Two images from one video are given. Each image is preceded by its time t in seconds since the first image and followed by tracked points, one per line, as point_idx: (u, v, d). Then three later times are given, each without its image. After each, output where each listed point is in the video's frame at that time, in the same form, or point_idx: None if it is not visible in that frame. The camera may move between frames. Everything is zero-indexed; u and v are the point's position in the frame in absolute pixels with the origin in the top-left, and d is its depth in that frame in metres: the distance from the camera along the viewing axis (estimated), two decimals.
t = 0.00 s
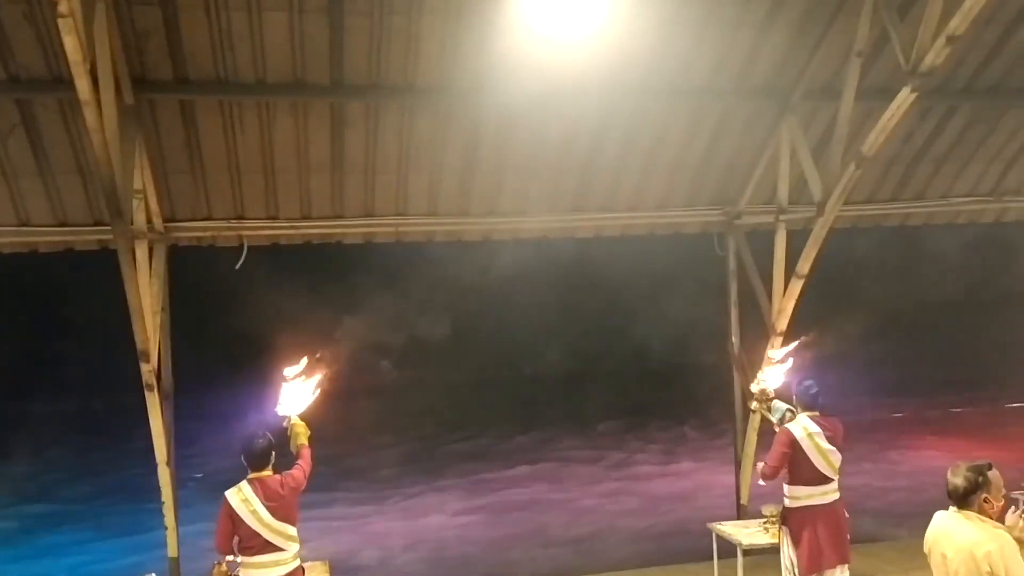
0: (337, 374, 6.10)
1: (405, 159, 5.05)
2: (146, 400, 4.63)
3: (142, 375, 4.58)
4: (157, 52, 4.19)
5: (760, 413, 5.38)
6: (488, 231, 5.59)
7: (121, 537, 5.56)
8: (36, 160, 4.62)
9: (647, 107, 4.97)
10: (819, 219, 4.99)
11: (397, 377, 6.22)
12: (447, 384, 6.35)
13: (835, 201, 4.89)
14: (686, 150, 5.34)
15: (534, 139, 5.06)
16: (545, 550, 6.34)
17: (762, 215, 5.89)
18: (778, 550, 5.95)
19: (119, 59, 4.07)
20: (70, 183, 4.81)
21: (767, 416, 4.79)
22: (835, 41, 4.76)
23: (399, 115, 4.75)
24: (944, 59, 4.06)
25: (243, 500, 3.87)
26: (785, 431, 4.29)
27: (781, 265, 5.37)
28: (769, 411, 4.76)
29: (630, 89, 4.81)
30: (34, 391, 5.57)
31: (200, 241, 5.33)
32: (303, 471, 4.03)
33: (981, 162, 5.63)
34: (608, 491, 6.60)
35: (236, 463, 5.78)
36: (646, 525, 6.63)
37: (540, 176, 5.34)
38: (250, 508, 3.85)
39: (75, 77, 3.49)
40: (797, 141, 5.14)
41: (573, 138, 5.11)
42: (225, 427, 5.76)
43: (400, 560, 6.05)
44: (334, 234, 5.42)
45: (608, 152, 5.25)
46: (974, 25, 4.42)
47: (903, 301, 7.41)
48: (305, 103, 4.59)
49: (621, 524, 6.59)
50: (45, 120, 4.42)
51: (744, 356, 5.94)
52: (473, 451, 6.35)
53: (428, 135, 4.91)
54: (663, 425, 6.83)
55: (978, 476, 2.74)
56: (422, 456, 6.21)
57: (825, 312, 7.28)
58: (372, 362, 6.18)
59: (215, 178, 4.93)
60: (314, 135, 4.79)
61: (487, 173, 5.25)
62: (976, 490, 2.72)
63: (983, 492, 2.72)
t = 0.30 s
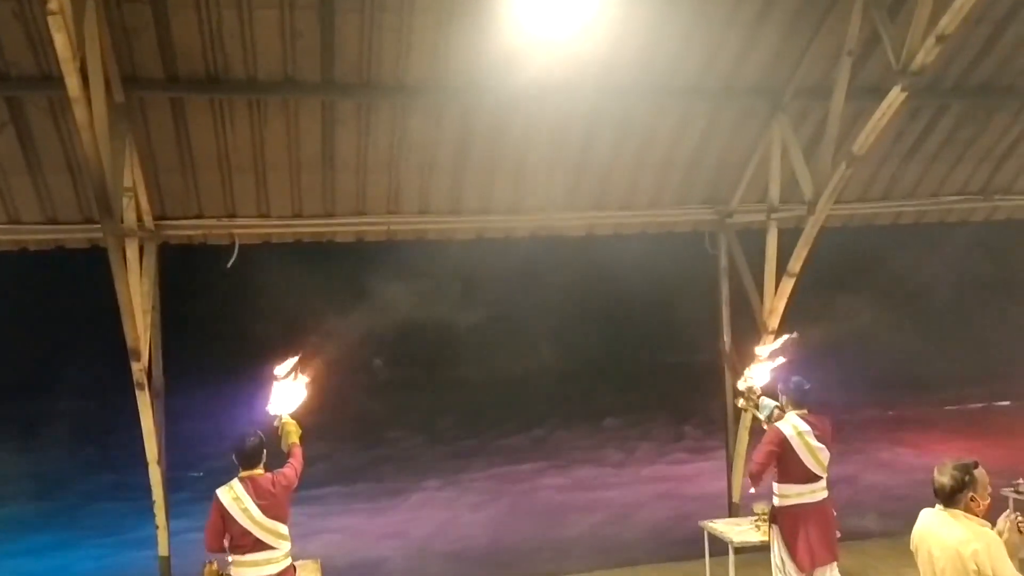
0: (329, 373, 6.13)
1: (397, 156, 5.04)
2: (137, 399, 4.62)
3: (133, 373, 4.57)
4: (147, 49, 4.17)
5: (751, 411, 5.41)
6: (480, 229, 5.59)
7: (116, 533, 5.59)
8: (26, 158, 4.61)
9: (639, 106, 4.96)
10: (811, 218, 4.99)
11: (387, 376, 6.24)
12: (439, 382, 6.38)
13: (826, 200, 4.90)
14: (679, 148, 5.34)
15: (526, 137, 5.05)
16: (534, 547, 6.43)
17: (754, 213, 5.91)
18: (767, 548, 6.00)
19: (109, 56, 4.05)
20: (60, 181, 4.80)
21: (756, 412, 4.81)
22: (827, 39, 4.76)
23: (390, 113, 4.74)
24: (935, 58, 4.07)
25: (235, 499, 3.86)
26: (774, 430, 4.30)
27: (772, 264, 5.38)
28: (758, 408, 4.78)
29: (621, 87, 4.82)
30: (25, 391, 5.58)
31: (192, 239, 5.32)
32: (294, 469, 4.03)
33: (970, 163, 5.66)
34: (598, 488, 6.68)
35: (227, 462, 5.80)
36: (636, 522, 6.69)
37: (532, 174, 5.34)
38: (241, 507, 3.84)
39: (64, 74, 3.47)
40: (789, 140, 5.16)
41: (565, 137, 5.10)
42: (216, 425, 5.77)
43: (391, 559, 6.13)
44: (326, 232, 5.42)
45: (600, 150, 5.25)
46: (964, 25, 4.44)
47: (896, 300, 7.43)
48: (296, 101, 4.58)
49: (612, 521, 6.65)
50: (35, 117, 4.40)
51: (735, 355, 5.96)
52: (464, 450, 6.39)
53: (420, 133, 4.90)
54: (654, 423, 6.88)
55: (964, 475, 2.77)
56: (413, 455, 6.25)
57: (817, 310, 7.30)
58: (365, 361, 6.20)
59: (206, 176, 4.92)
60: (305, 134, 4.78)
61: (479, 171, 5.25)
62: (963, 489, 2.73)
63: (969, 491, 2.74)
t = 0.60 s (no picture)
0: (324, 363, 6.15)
1: (392, 145, 5.02)
2: (131, 388, 4.61)
3: (128, 362, 4.56)
4: (141, 36, 4.15)
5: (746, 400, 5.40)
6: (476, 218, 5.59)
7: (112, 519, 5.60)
8: (19, 145, 4.58)
9: (634, 94, 4.96)
10: (805, 207, 5.00)
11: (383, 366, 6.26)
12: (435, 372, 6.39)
13: (821, 189, 4.91)
14: (675, 136, 5.34)
15: (521, 125, 5.04)
16: (531, 536, 6.45)
17: (749, 202, 5.91)
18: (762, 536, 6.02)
19: (102, 44, 4.02)
20: (54, 169, 4.78)
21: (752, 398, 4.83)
22: (823, 27, 4.75)
23: (385, 101, 4.73)
24: (928, 47, 4.07)
25: (230, 488, 3.84)
26: (765, 419, 4.31)
27: (767, 253, 5.39)
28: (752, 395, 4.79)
29: (616, 76, 4.80)
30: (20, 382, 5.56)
31: (186, 228, 5.30)
32: (289, 458, 4.01)
33: (964, 152, 5.66)
34: (594, 477, 6.70)
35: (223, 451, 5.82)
36: (632, 512, 6.72)
37: (528, 163, 5.33)
38: (237, 495, 3.82)
39: (56, 61, 3.45)
40: (784, 129, 5.16)
41: (560, 125, 5.10)
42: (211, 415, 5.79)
43: (388, 548, 6.14)
44: (320, 222, 5.41)
45: (595, 139, 5.24)
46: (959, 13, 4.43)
47: (890, 290, 7.46)
48: (290, 89, 4.56)
49: (608, 510, 6.67)
50: (28, 105, 4.37)
51: (730, 344, 5.97)
52: (460, 440, 6.40)
53: (415, 121, 4.88)
54: (650, 412, 6.89)
55: (967, 465, 2.77)
56: (409, 445, 6.26)
57: (813, 300, 7.31)
58: (361, 352, 6.22)
59: (200, 164, 4.90)
60: (300, 122, 4.76)
61: (474, 160, 5.24)
62: (966, 479, 2.74)
63: (972, 481, 2.75)
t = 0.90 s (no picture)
0: (326, 353, 6.23)
1: (392, 135, 5.01)
2: (132, 379, 4.60)
3: (129, 354, 4.56)
4: (141, 26, 4.13)
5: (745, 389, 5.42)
6: (476, 209, 5.59)
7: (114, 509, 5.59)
8: (19, 136, 4.57)
9: (636, 84, 4.94)
10: (806, 198, 4.98)
11: (384, 356, 6.34)
12: (435, 362, 6.47)
13: (822, 179, 4.89)
14: (675, 127, 5.32)
15: (523, 115, 5.03)
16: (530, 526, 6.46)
17: (750, 193, 5.90)
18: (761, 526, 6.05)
19: (103, 34, 4.00)
20: (54, 160, 4.77)
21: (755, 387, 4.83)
22: (824, 18, 4.74)
23: (386, 92, 4.72)
24: (931, 37, 4.05)
25: (231, 478, 3.84)
26: (763, 410, 4.33)
27: (767, 244, 5.38)
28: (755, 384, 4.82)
29: (617, 66, 4.79)
30: (23, 373, 5.62)
31: (186, 219, 5.30)
32: (290, 449, 4.01)
33: (965, 141, 5.65)
34: (592, 464, 6.79)
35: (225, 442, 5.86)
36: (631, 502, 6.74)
37: (528, 154, 5.32)
38: (237, 486, 3.82)
39: (56, 50, 3.43)
40: (785, 120, 5.14)
41: (561, 116, 5.09)
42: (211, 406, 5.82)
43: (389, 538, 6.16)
44: (321, 213, 5.42)
45: (596, 129, 5.23)
46: (960, 1, 4.41)
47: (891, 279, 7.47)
48: (290, 80, 4.55)
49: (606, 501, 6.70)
50: (28, 95, 4.36)
51: (731, 335, 5.96)
52: (461, 428, 6.51)
53: (415, 112, 4.87)
54: (644, 401, 7.04)
55: (979, 457, 2.72)
56: (411, 433, 6.38)
57: (810, 291, 7.37)
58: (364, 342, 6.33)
59: (200, 155, 4.89)
60: (300, 113, 4.75)
61: (474, 150, 5.23)
62: (977, 471, 2.70)
63: (982, 474, 2.70)
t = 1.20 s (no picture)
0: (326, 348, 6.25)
1: (393, 131, 5.04)
2: (136, 373, 4.64)
3: (133, 348, 4.59)
4: (144, 23, 4.16)
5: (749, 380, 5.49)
6: (476, 205, 5.62)
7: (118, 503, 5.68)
8: (23, 132, 4.61)
9: (635, 80, 4.97)
10: (804, 193, 5.01)
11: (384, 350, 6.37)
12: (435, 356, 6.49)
13: (820, 175, 4.91)
14: (674, 123, 5.36)
15: (524, 112, 5.06)
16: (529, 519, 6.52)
17: (748, 189, 5.94)
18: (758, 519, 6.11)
19: (106, 31, 4.03)
20: (58, 156, 4.81)
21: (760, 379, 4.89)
22: (822, 15, 4.77)
23: (387, 88, 4.75)
24: (927, 33, 4.08)
25: (234, 471, 3.88)
26: (765, 404, 4.35)
27: (765, 239, 5.42)
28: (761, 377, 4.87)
29: (617, 62, 4.82)
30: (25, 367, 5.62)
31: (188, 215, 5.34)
32: (293, 442, 4.06)
33: (962, 139, 5.69)
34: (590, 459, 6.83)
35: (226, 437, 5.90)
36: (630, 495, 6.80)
37: (529, 150, 5.36)
38: (240, 478, 3.87)
39: (60, 47, 3.46)
40: (784, 116, 5.17)
41: (561, 113, 5.12)
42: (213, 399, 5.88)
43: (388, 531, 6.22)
44: (322, 209, 5.45)
45: (596, 126, 5.26)
46: None
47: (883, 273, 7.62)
48: (292, 76, 4.58)
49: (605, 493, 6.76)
50: (33, 92, 4.39)
51: (730, 330, 5.99)
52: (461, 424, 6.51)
53: (416, 108, 4.91)
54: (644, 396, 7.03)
55: (947, 454, 2.81)
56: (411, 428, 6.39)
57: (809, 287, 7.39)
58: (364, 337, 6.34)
59: (202, 150, 4.92)
60: (301, 109, 4.79)
61: (475, 146, 5.26)
62: (946, 467, 2.78)
63: (951, 470, 2.78)
